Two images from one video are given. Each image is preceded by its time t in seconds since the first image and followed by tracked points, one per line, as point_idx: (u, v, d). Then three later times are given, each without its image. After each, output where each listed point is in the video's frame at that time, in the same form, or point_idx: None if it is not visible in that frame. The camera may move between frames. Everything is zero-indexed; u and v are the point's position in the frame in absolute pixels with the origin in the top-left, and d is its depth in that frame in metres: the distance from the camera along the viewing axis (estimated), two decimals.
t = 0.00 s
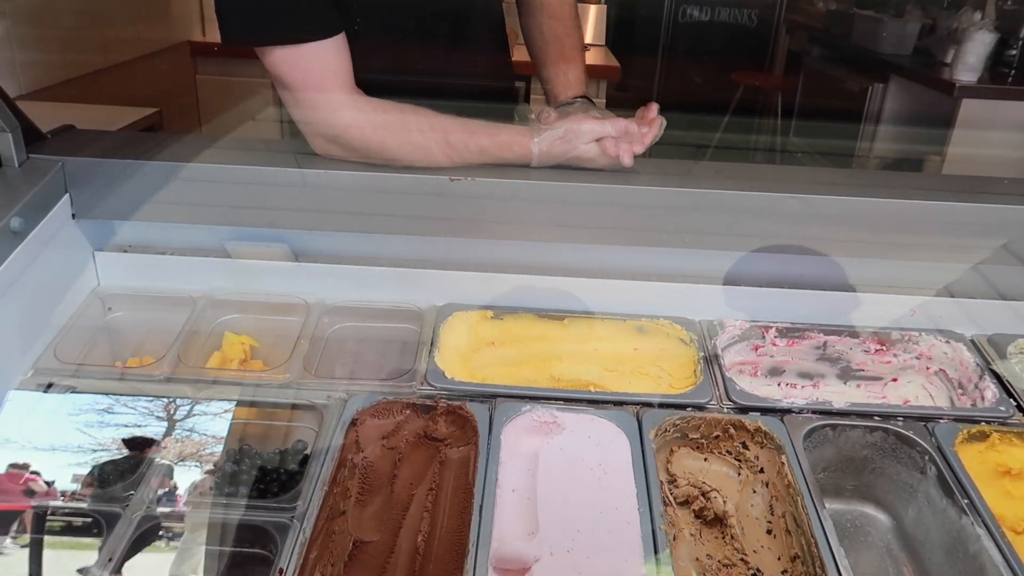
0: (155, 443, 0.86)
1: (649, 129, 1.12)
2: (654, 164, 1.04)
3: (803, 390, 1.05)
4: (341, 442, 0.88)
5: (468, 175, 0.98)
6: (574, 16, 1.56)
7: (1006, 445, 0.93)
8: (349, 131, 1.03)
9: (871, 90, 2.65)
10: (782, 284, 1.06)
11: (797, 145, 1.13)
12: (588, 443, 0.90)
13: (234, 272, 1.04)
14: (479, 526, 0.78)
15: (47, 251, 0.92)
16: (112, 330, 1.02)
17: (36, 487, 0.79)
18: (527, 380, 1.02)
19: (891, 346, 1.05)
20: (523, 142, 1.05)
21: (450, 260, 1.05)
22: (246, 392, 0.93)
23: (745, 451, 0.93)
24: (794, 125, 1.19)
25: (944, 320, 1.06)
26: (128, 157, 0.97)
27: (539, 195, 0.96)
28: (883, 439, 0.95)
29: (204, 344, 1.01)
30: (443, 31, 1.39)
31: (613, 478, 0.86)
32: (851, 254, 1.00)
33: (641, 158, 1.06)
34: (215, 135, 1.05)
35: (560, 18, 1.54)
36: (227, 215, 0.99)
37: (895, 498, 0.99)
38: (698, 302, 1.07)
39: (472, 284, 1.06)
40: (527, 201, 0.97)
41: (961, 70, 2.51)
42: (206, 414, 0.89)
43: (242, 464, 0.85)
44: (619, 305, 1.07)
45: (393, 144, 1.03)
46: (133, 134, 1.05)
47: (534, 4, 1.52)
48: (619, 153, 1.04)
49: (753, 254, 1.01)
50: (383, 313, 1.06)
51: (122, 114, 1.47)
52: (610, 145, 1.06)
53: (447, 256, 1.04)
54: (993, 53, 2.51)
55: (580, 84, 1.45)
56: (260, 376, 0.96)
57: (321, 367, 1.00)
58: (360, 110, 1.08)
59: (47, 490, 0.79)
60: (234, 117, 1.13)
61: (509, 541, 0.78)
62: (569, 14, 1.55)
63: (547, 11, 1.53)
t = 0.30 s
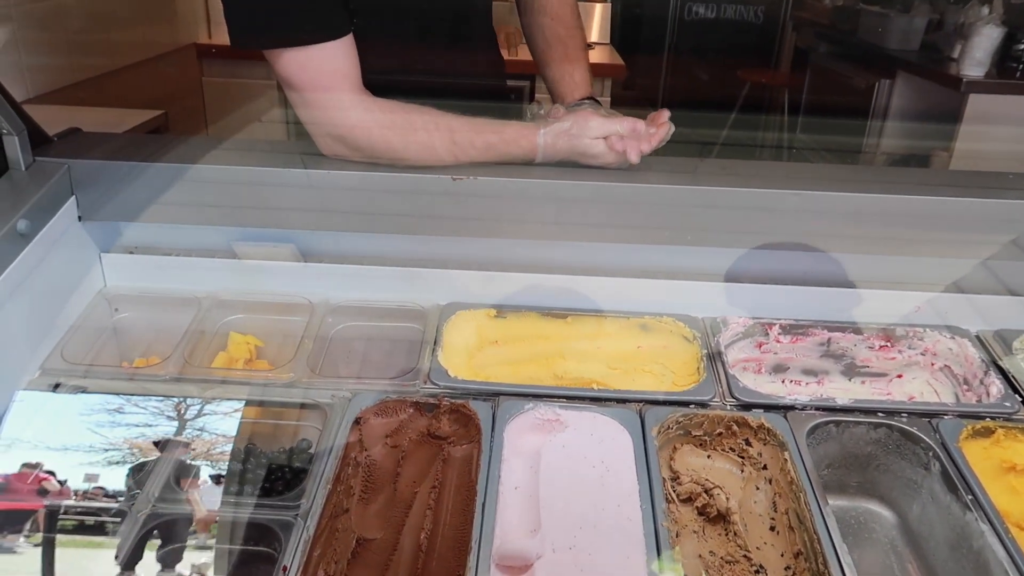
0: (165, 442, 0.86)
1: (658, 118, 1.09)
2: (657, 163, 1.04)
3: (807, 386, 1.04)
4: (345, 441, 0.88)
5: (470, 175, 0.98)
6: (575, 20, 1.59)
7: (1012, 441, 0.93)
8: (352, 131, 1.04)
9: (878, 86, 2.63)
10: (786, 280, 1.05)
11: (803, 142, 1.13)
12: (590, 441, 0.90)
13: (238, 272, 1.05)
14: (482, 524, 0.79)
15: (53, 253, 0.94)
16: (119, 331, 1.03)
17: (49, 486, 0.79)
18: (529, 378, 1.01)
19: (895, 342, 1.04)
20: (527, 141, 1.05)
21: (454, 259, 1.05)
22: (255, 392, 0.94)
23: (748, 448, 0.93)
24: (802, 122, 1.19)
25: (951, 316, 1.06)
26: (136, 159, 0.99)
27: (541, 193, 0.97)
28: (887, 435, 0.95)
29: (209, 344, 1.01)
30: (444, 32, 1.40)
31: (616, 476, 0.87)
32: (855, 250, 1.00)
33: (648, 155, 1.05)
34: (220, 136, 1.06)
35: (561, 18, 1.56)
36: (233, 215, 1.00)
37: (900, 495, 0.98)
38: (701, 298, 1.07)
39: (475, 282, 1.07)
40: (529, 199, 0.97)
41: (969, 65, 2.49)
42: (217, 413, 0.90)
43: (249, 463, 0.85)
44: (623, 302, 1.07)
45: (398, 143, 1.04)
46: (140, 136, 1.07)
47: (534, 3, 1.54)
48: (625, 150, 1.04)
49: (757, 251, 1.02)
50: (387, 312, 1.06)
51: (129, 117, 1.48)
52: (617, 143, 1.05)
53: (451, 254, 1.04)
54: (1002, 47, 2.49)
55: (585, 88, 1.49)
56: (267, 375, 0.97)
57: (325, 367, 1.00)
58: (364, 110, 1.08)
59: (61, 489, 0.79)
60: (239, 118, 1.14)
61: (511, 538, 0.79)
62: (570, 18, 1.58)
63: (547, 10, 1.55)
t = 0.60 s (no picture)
0: (171, 443, 0.86)
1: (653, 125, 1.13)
2: (659, 161, 1.04)
3: (811, 383, 1.03)
4: (349, 442, 0.88)
5: (472, 175, 0.98)
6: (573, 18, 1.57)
7: (1018, 438, 0.92)
8: (354, 132, 1.04)
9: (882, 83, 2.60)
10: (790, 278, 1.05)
11: (808, 137, 1.12)
12: (594, 440, 0.91)
13: (241, 273, 1.05)
14: (485, 523, 0.79)
15: (58, 256, 0.94)
16: (124, 332, 1.03)
17: (58, 488, 0.78)
18: (532, 377, 1.01)
19: (900, 339, 1.04)
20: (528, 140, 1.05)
21: (456, 259, 1.05)
22: (261, 393, 0.94)
23: (753, 446, 0.93)
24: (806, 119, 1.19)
25: (956, 313, 1.05)
26: (140, 160, 0.99)
27: (544, 193, 0.97)
28: (892, 433, 0.95)
29: (213, 345, 1.02)
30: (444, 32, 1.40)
31: (619, 475, 0.87)
32: (859, 247, 1.00)
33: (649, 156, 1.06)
34: (223, 138, 1.07)
35: (558, 18, 1.55)
36: (237, 216, 1.00)
37: (905, 492, 0.98)
38: (703, 296, 1.07)
39: (478, 282, 1.07)
40: (532, 198, 0.97)
41: (973, 61, 2.48)
42: (224, 415, 0.90)
43: (255, 464, 0.86)
44: (626, 301, 1.07)
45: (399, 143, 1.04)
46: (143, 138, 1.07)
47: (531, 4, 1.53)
48: (625, 145, 1.05)
49: (763, 248, 1.01)
50: (390, 312, 1.07)
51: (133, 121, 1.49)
52: (617, 140, 1.07)
53: (453, 254, 1.04)
54: (1006, 43, 2.47)
55: (584, 89, 1.47)
56: (271, 376, 0.97)
57: (328, 367, 1.00)
58: (366, 111, 1.09)
59: (68, 492, 0.78)
60: (241, 120, 1.14)
61: (515, 537, 0.79)
62: (567, 15, 1.56)
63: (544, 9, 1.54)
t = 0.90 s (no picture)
0: (181, 442, 0.86)
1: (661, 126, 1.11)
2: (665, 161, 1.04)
3: (819, 383, 1.02)
4: (354, 442, 0.88)
5: (477, 175, 0.99)
6: (579, 18, 1.59)
7: None
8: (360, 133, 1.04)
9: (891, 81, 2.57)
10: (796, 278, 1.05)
11: (816, 137, 1.12)
12: (600, 440, 0.90)
13: (246, 273, 1.05)
14: (491, 524, 0.79)
15: (65, 255, 0.95)
16: (131, 332, 1.03)
17: (65, 487, 0.79)
18: (537, 377, 1.00)
19: (908, 339, 1.03)
20: (534, 141, 1.05)
21: (462, 259, 1.05)
22: (268, 393, 0.94)
23: (760, 447, 0.93)
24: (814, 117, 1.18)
25: (965, 313, 1.04)
26: (147, 161, 1.00)
27: (550, 192, 0.97)
28: (900, 434, 0.94)
29: (219, 344, 1.02)
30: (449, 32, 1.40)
31: (625, 476, 0.86)
32: (867, 247, 0.99)
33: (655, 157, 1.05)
34: (229, 138, 1.07)
35: (566, 21, 1.57)
36: (243, 216, 1.01)
37: (914, 493, 0.98)
38: (711, 296, 1.06)
39: (484, 282, 1.07)
40: (538, 197, 0.97)
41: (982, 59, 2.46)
42: (230, 415, 0.90)
43: (263, 463, 0.85)
44: (632, 301, 1.06)
45: (405, 143, 1.04)
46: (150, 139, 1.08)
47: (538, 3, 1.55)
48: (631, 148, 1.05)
49: (771, 249, 1.00)
50: (396, 312, 1.07)
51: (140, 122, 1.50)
52: (623, 141, 1.07)
53: (460, 255, 1.04)
54: (1016, 41, 2.45)
55: (591, 88, 1.46)
56: (277, 376, 0.97)
57: (335, 367, 1.00)
58: (372, 111, 1.09)
59: (74, 491, 0.79)
60: (247, 120, 1.14)
61: (521, 537, 0.79)
62: (574, 18, 1.58)
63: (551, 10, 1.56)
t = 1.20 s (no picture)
0: (183, 442, 0.85)
1: (667, 129, 1.11)
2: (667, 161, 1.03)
3: (821, 384, 1.03)
4: (355, 442, 0.88)
5: (479, 174, 0.99)
6: (584, 18, 1.59)
7: None
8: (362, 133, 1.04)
9: (893, 81, 2.56)
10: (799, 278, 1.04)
11: (819, 138, 1.11)
12: (602, 440, 0.90)
13: (247, 273, 1.05)
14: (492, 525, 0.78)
15: (66, 255, 0.95)
16: (132, 332, 1.03)
17: (65, 487, 0.79)
18: (539, 377, 1.00)
19: (911, 339, 1.03)
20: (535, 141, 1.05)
21: (463, 259, 1.05)
22: (270, 393, 0.94)
23: (762, 447, 0.93)
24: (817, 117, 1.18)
25: (968, 313, 1.04)
26: (149, 161, 1.00)
27: (551, 192, 0.97)
28: (903, 434, 0.94)
29: (220, 344, 1.02)
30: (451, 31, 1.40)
31: (627, 476, 0.86)
32: (869, 247, 0.99)
33: (656, 157, 1.05)
34: (230, 138, 1.07)
35: (571, 21, 1.57)
36: (245, 217, 1.01)
37: (916, 494, 0.97)
38: (712, 296, 1.06)
39: (486, 282, 1.06)
40: (539, 197, 0.97)
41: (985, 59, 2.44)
42: (233, 415, 0.90)
43: (264, 463, 0.85)
44: (634, 301, 1.06)
45: (406, 142, 1.04)
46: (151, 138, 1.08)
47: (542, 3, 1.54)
48: (633, 148, 1.04)
49: (772, 249, 1.00)
50: (397, 312, 1.06)
51: (142, 122, 1.50)
52: (625, 141, 1.06)
53: (463, 255, 1.04)
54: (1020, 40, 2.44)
55: (596, 89, 1.47)
56: (278, 377, 0.97)
57: (336, 367, 1.00)
58: (373, 111, 1.09)
59: (75, 491, 0.79)
60: (249, 120, 1.14)
61: (523, 538, 0.79)
62: (579, 17, 1.58)
63: (556, 10, 1.56)
